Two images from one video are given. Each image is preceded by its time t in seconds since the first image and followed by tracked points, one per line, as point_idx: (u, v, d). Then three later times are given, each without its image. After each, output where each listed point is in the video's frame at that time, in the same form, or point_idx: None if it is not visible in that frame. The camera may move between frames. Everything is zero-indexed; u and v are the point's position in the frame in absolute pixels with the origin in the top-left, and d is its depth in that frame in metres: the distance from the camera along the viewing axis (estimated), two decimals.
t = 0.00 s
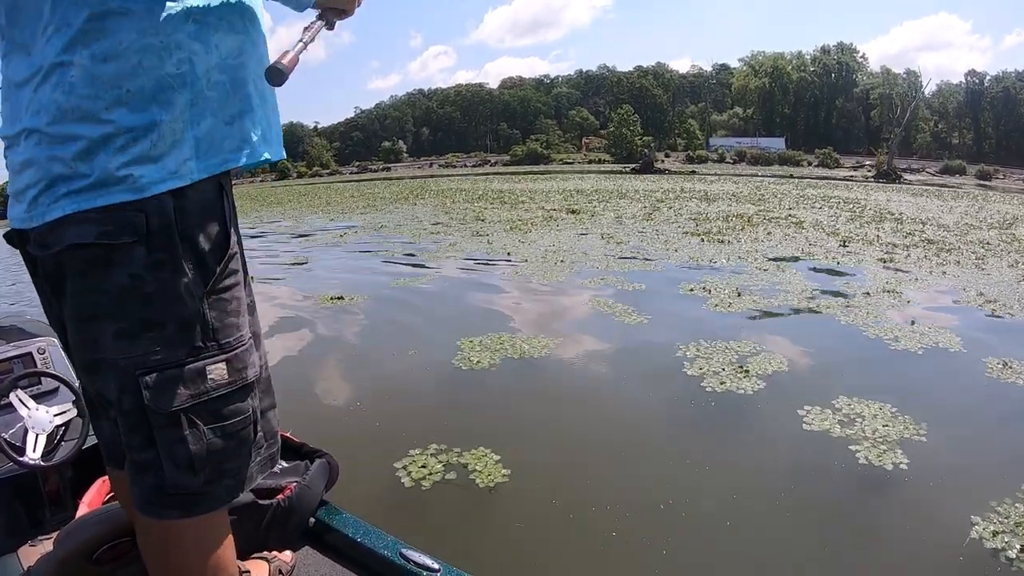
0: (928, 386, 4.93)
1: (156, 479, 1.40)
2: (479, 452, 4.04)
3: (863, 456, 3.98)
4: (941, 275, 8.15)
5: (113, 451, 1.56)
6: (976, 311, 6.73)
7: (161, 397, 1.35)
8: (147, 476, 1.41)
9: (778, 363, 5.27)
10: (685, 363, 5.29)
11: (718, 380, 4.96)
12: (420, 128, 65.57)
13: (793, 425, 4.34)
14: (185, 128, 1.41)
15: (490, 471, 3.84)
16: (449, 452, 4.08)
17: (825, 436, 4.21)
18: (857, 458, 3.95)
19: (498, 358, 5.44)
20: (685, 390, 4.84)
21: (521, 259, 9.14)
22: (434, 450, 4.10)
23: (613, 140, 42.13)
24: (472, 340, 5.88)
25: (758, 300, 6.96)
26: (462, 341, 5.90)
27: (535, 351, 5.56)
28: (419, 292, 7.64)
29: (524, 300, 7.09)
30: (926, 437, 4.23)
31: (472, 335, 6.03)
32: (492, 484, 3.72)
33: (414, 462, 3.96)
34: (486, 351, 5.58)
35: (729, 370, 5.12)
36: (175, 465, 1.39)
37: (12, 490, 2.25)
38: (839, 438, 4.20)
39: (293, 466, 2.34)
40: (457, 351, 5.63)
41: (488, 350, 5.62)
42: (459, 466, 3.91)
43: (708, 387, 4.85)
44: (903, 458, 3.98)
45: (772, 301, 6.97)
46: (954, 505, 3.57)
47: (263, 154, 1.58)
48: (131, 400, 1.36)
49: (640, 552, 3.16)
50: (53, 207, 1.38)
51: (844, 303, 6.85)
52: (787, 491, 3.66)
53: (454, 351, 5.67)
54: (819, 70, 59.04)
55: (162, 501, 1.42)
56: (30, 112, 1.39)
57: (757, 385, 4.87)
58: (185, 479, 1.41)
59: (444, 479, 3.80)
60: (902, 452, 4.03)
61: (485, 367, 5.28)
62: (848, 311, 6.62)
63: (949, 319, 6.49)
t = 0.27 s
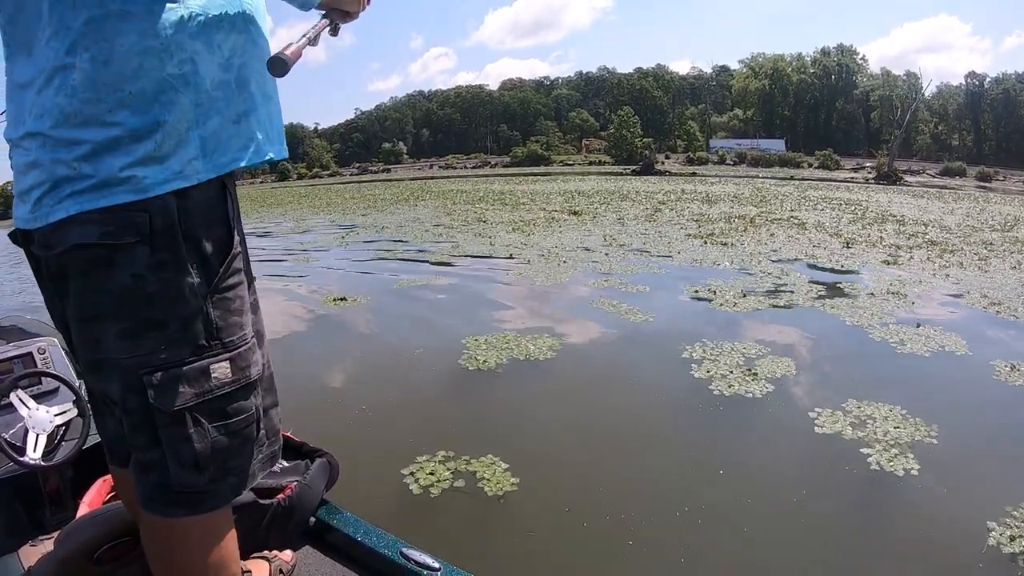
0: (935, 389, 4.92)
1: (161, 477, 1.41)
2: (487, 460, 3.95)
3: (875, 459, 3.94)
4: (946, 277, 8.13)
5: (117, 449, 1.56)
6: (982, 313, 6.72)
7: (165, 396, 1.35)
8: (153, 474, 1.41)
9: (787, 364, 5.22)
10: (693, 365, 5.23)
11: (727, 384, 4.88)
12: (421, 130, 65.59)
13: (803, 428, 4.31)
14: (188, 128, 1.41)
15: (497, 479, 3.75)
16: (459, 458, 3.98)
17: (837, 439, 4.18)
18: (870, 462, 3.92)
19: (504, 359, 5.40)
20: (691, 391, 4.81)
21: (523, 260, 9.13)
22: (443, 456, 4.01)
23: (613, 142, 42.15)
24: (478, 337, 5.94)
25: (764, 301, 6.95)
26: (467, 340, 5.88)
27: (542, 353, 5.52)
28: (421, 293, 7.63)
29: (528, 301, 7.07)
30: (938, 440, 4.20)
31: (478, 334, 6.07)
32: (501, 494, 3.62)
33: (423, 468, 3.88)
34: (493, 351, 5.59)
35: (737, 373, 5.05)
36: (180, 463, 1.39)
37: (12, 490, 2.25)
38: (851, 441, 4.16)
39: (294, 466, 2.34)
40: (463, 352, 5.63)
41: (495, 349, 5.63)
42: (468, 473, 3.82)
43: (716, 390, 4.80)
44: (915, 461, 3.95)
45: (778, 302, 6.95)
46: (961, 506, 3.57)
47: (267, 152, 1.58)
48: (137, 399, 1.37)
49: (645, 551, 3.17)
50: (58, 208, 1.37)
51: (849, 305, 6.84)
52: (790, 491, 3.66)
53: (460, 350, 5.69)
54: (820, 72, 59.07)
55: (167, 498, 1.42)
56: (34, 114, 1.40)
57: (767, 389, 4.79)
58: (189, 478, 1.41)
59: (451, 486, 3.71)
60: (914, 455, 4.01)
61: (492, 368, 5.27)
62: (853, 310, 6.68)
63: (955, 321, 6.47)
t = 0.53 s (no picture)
0: (941, 390, 4.92)
1: (170, 473, 1.42)
2: (496, 465, 3.92)
3: (889, 463, 3.94)
4: (950, 277, 8.13)
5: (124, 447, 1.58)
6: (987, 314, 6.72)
7: (174, 394, 1.35)
8: (162, 472, 1.43)
9: (797, 368, 5.23)
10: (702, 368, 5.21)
11: (737, 388, 4.86)
12: (421, 131, 65.63)
13: (814, 431, 4.29)
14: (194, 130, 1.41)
15: (507, 484, 3.73)
16: (466, 464, 3.96)
17: (849, 443, 4.17)
18: (884, 466, 3.92)
19: (512, 362, 5.38)
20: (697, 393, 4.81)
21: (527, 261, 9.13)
22: (449, 462, 3.97)
23: (613, 143, 42.18)
24: (483, 340, 5.92)
25: (770, 300, 6.99)
26: (472, 343, 5.89)
27: (549, 354, 5.52)
28: (425, 294, 7.63)
29: (531, 302, 7.07)
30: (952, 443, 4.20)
31: (482, 335, 6.08)
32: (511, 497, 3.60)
33: (431, 474, 3.84)
34: (498, 354, 5.56)
35: (745, 376, 5.06)
36: (189, 461, 1.39)
37: (12, 489, 2.26)
38: (863, 445, 4.15)
39: (294, 466, 2.34)
40: (470, 354, 5.60)
41: (500, 352, 5.61)
42: (476, 478, 3.80)
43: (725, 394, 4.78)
44: (929, 464, 3.95)
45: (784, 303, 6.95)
46: (967, 509, 3.57)
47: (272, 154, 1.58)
48: (145, 398, 1.37)
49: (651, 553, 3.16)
50: (65, 209, 1.37)
51: (855, 306, 6.83)
52: (795, 493, 3.65)
53: (466, 353, 5.65)
54: (820, 73, 59.15)
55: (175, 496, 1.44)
56: (41, 115, 1.40)
57: (777, 392, 4.81)
58: (198, 476, 1.42)
59: (461, 490, 3.69)
60: (927, 458, 4.01)
61: (499, 372, 5.22)
62: (859, 314, 6.58)
63: (960, 322, 6.48)
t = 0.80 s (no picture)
0: (946, 390, 4.92)
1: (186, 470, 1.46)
2: (505, 466, 3.90)
3: (903, 460, 3.96)
4: (955, 277, 8.14)
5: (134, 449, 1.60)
6: (991, 313, 6.73)
7: (186, 393, 1.38)
8: (175, 470, 1.47)
9: (807, 368, 5.20)
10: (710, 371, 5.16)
11: (747, 390, 4.83)
12: (421, 130, 65.58)
13: (827, 432, 4.29)
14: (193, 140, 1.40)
15: (517, 485, 3.71)
16: (473, 464, 3.94)
17: (862, 443, 4.16)
18: (898, 464, 3.92)
19: (518, 364, 5.32)
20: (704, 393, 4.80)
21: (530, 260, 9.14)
22: (456, 463, 3.96)
23: (613, 142, 42.14)
24: (488, 344, 5.82)
25: (774, 300, 6.98)
26: (477, 345, 5.83)
27: (554, 358, 5.43)
28: (428, 294, 7.63)
29: (535, 302, 7.06)
30: (966, 441, 4.20)
31: (486, 339, 6.01)
32: (521, 498, 3.59)
33: (439, 475, 3.83)
34: (503, 357, 5.49)
35: (755, 377, 5.03)
36: (204, 456, 1.43)
37: (12, 490, 2.27)
38: (877, 444, 4.16)
39: (292, 472, 2.33)
40: (474, 359, 5.51)
41: (505, 355, 5.54)
42: (484, 480, 3.78)
43: (735, 395, 4.76)
44: (943, 462, 3.96)
45: (790, 302, 6.93)
46: (973, 508, 3.57)
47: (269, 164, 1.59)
48: (157, 398, 1.40)
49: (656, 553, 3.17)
50: (65, 219, 1.36)
51: (861, 306, 6.83)
52: (797, 493, 3.66)
53: (469, 357, 5.57)
54: (820, 72, 59.13)
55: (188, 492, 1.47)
56: (36, 122, 1.38)
57: (788, 393, 4.78)
58: (213, 471, 1.45)
59: (470, 492, 3.67)
60: (941, 455, 4.03)
61: (505, 375, 5.15)
62: (865, 318, 6.47)
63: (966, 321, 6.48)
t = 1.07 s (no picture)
0: (951, 390, 4.92)
1: (220, 461, 1.45)
2: (513, 467, 3.88)
3: (913, 460, 3.97)
4: (959, 275, 8.15)
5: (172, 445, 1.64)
6: (997, 311, 6.74)
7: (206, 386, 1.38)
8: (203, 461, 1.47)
9: (816, 369, 5.18)
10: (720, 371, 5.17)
11: (757, 390, 4.82)
12: (421, 128, 65.54)
13: (837, 431, 4.31)
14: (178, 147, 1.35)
15: (526, 487, 3.70)
16: (482, 467, 3.92)
17: (872, 442, 4.18)
18: (908, 463, 3.94)
19: (525, 365, 5.31)
20: (710, 393, 4.81)
21: (533, 259, 9.14)
22: (464, 464, 3.94)
23: (614, 140, 42.12)
24: (492, 345, 5.78)
25: (780, 299, 6.98)
26: (482, 347, 5.79)
27: (561, 360, 5.40)
28: (430, 293, 7.63)
29: (538, 301, 7.05)
30: (975, 441, 4.22)
31: (491, 340, 5.97)
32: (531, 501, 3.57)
33: (448, 477, 3.81)
34: (509, 359, 5.46)
35: (765, 378, 5.01)
36: (234, 446, 1.41)
37: (12, 491, 2.29)
38: (887, 443, 4.17)
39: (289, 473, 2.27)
40: (478, 361, 5.46)
41: (510, 357, 5.50)
42: (494, 482, 3.75)
43: (746, 396, 4.76)
44: (954, 462, 3.98)
45: (796, 301, 6.93)
46: (979, 509, 3.57)
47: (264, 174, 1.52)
48: (181, 390, 1.41)
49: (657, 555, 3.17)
50: (56, 230, 1.35)
51: (868, 305, 6.83)
52: (799, 494, 3.66)
53: (475, 358, 5.54)
54: (820, 69, 59.08)
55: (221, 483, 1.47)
56: (19, 130, 1.35)
57: (799, 394, 4.76)
58: (244, 459, 1.43)
59: (479, 495, 3.64)
60: (950, 454, 4.05)
61: (511, 376, 5.14)
62: (874, 313, 6.58)
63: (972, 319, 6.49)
